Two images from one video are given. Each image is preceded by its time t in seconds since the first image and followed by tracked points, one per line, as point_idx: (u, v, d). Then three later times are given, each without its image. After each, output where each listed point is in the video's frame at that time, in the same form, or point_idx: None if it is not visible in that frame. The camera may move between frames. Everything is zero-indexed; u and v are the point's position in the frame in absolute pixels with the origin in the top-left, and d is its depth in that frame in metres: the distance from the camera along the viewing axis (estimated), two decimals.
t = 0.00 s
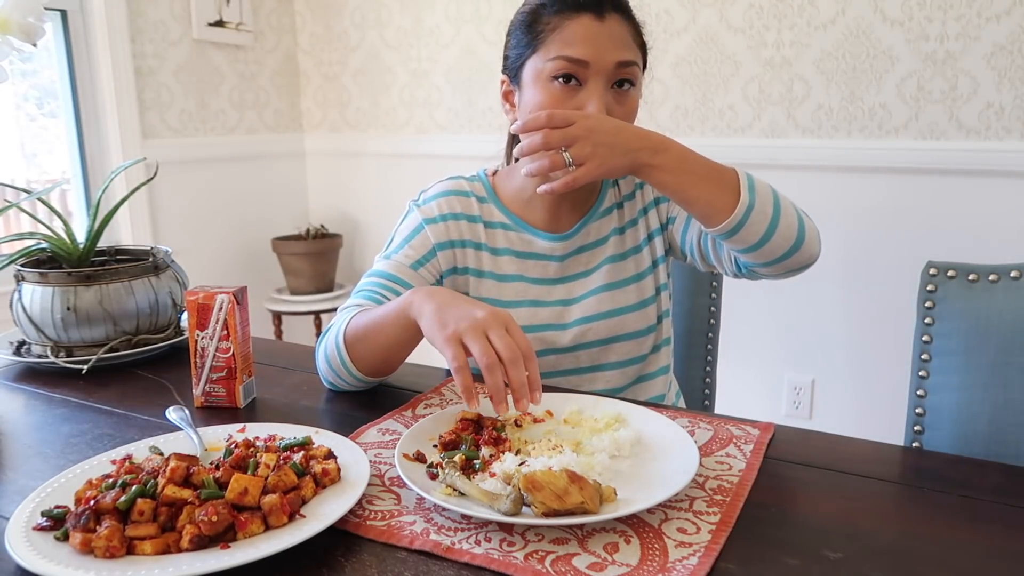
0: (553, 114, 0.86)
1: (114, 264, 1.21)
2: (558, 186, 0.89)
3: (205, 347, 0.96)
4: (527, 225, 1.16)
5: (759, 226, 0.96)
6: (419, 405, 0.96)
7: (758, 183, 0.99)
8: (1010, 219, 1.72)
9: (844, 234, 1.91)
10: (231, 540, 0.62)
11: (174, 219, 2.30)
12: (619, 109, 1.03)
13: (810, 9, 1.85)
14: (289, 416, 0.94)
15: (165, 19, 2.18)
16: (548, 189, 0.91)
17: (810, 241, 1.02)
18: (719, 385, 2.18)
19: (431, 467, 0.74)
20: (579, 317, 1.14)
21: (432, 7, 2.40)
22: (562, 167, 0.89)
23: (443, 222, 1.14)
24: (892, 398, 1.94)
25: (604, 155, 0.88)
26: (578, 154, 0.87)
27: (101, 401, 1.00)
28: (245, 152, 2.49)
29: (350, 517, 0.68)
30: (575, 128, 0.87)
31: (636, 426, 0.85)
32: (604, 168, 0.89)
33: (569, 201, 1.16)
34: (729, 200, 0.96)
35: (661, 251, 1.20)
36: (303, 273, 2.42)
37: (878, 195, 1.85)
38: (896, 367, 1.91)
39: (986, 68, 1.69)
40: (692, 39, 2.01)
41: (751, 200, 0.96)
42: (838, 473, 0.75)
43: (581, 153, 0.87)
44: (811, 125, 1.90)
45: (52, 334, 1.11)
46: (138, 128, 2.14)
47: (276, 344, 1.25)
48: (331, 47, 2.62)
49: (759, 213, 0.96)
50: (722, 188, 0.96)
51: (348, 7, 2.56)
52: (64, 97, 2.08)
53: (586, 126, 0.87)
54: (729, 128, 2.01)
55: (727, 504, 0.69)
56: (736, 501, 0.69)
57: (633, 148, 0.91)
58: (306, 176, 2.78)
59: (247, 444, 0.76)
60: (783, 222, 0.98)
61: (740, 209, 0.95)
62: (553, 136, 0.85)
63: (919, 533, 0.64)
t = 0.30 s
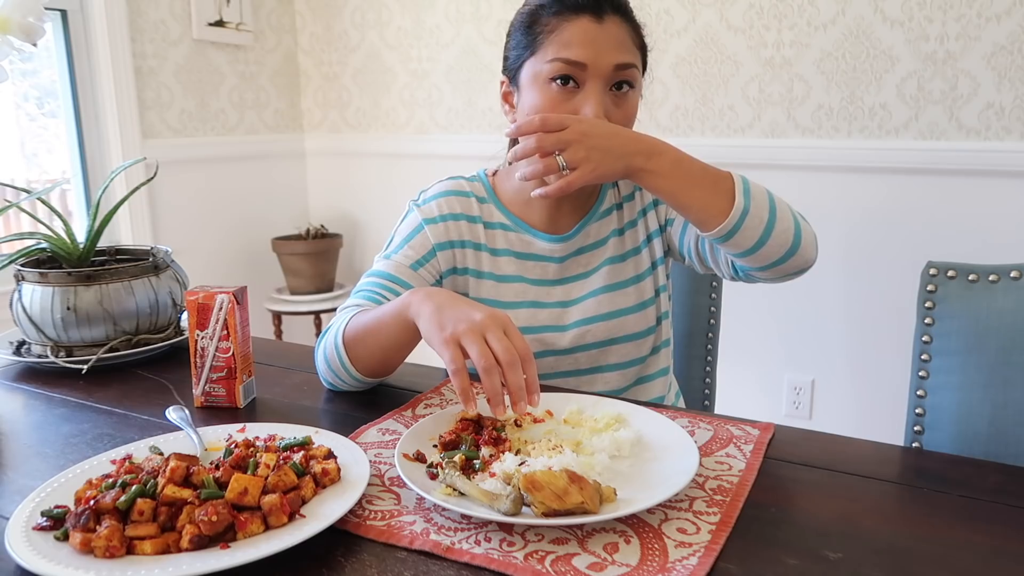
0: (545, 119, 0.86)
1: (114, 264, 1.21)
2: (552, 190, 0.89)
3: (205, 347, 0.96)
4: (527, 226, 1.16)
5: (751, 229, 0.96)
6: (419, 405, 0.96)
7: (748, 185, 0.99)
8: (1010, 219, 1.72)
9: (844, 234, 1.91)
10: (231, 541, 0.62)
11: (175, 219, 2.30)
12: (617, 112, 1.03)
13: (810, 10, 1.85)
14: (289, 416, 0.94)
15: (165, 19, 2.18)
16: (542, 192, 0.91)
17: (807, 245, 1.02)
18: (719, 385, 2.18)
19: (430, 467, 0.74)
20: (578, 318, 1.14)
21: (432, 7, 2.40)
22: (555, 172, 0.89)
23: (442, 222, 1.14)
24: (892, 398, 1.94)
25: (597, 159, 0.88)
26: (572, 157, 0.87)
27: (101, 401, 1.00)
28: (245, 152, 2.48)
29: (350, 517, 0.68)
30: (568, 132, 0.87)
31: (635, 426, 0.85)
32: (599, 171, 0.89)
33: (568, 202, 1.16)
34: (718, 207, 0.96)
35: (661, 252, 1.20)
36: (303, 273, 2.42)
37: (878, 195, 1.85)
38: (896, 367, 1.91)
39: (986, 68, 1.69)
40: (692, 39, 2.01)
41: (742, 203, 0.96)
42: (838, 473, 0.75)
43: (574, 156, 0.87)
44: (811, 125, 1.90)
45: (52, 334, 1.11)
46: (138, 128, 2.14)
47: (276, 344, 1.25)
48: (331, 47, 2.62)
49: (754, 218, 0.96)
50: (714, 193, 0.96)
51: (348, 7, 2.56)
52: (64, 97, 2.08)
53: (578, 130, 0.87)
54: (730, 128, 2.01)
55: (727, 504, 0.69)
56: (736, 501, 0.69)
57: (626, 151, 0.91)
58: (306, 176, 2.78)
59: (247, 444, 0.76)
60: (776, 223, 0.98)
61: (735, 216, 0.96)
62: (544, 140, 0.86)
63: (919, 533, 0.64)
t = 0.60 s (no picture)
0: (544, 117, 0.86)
1: (114, 264, 1.21)
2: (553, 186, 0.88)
3: (205, 347, 0.96)
4: (528, 227, 1.16)
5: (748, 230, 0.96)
6: (419, 405, 0.96)
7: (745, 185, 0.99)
8: (1010, 219, 1.72)
9: (844, 234, 1.91)
10: (231, 541, 0.62)
11: (174, 218, 2.30)
12: (615, 115, 1.03)
13: (810, 10, 1.85)
14: (289, 416, 0.94)
15: (165, 19, 2.18)
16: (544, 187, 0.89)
17: (806, 247, 1.02)
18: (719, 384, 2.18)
19: (430, 467, 0.74)
20: (578, 319, 1.14)
21: (432, 7, 2.40)
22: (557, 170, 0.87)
23: (443, 222, 1.14)
24: (892, 398, 1.94)
25: (596, 156, 0.88)
26: (573, 153, 0.87)
27: (101, 401, 1.00)
28: (245, 152, 2.48)
29: (350, 517, 0.68)
30: (567, 128, 0.87)
31: (635, 426, 0.85)
32: (597, 167, 0.89)
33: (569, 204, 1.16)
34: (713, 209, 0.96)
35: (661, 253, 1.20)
36: (303, 273, 2.42)
37: (877, 196, 1.85)
38: (896, 367, 1.91)
39: (986, 68, 1.69)
40: (692, 39, 2.01)
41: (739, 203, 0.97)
42: (838, 473, 0.75)
43: (574, 151, 0.87)
44: (811, 125, 1.90)
45: (52, 334, 1.11)
46: (138, 128, 2.14)
47: (276, 344, 1.25)
48: (331, 47, 2.62)
49: (752, 218, 0.96)
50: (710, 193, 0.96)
51: (348, 7, 2.56)
52: (64, 97, 2.08)
53: (578, 127, 0.87)
54: (730, 128, 2.01)
55: (727, 504, 0.69)
56: (736, 501, 0.69)
57: (625, 149, 0.91)
58: (306, 176, 2.78)
59: (247, 444, 0.76)
60: (774, 223, 0.98)
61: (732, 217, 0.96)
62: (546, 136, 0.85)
63: (919, 533, 0.64)
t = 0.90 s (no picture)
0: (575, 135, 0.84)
1: (114, 264, 1.21)
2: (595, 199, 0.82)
3: (205, 347, 0.96)
4: (530, 228, 1.16)
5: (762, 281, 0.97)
6: (420, 405, 0.96)
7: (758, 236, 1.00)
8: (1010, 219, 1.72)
9: (844, 234, 1.91)
10: (231, 541, 0.62)
11: (174, 219, 2.30)
12: (605, 119, 0.99)
13: (810, 10, 1.85)
14: (289, 416, 0.94)
15: (165, 19, 2.18)
16: (585, 201, 0.82)
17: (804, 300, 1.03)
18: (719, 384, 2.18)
19: (431, 467, 0.74)
20: (579, 321, 1.14)
21: (432, 7, 2.40)
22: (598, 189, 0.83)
23: (444, 222, 1.14)
24: (892, 398, 1.94)
25: (634, 178, 0.86)
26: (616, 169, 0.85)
27: (101, 401, 1.00)
28: (244, 152, 2.48)
29: (350, 517, 0.68)
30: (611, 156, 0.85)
31: (636, 426, 0.85)
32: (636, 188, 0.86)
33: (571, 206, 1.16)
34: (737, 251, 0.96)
35: (663, 260, 1.19)
36: (303, 272, 2.42)
37: (877, 195, 1.85)
38: (896, 366, 1.91)
39: (986, 68, 1.69)
40: (692, 39, 2.00)
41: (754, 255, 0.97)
42: (838, 473, 0.75)
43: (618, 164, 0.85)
44: (811, 125, 1.90)
45: (52, 334, 1.11)
46: (138, 128, 2.14)
47: (276, 344, 1.25)
48: (331, 47, 2.62)
49: (767, 271, 0.97)
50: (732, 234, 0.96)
51: (348, 7, 2.56)
52: (64, 97, 2.08)
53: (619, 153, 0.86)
54: (730, 128, 2.01)
55: (727, 504, 0.69)
56: (736, 501, 0.69)
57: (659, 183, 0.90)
58: (306, 176, 2.78)
59: (247, 444, 0.76)
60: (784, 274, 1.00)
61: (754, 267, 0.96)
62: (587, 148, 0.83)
63: (920, 533, 0.64)
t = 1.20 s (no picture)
0: (607, 333, 0.78)
1: (114, 264, 1.21)
2: (679, 372, 0.77)
3: (205, 347, 0.96)
4: (527, 230, 1.15)
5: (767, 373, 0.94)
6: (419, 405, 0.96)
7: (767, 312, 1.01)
8: (1010, 219, 1.72)
9: (844, 233, 1.91)
10: (230, 541, 0.62)
11: (174, 219, 2.30)
12: (587, 118, 0.97)
13: (810, 10, 1.85)
14: (289, 416, 0.94)
15: (165, 19, 2.18)
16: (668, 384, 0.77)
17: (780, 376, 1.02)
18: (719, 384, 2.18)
19: (431, 467, 0.74)
20: (576, 328, 1.14)
21: (432, 7, 2.40)
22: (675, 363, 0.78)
23: (442, 221, 1.15)
24: (892, 398, 1.94)
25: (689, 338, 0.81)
26: (672, 337, 0.79)
27: (101, 401, 1.00)
28: (244, 152, 2.48)
29: (350, 517, 0.68)
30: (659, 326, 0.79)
31: (637, 426, 0.85)
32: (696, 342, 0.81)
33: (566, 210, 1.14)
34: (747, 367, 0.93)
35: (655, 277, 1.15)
36: (304, 272, 2.42)
37: (877, 195, 1.85)
38: (896, 367, 1.91)
39: (986, 68, 1.69)
40: (692, 39, 2.00)
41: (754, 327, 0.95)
42: (838, 473, 0.75)
43: (670, 332, 0.80)
44: (811, 125, 1.90)
45: (51, 334, 1.11)
46: (138, 128, 2.14)
47: (276, 344, 1.25)
48: (331, 47, 2.62)
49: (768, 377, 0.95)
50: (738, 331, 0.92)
51: (348, 7, 2.56)
52: (64, 97, 2.08)
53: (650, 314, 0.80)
54: (730, 128, 2.01)
55: (727, 504, 0.69)
56: (736, 501, 0.69)
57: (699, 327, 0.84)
58: (305, 176, 2.78)
59: (247, 444, 0.76)
60: (785, 355, 0.97)
61: (764, 366, 0.93)
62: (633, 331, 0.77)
63: (920, 533, 0.64)
